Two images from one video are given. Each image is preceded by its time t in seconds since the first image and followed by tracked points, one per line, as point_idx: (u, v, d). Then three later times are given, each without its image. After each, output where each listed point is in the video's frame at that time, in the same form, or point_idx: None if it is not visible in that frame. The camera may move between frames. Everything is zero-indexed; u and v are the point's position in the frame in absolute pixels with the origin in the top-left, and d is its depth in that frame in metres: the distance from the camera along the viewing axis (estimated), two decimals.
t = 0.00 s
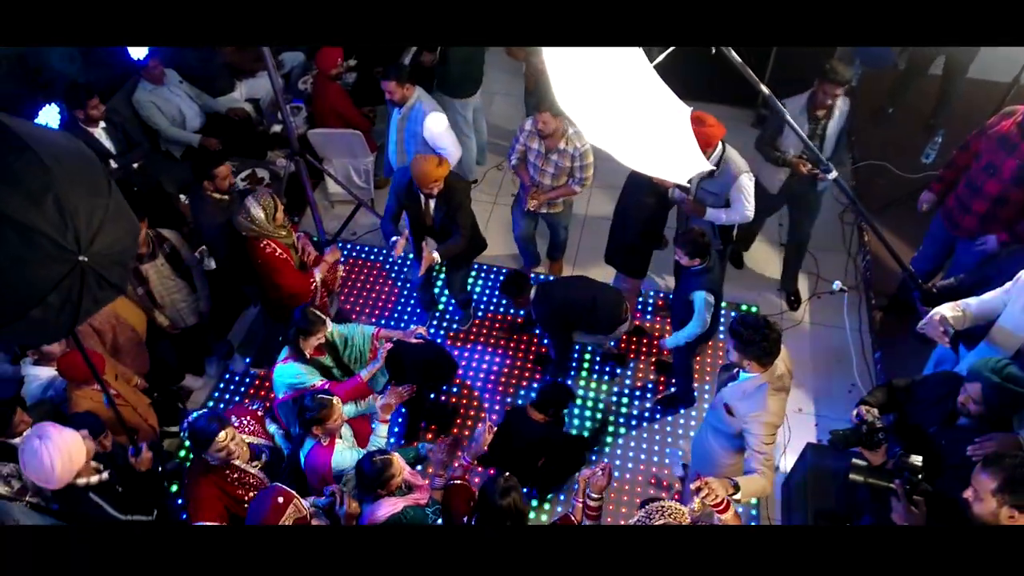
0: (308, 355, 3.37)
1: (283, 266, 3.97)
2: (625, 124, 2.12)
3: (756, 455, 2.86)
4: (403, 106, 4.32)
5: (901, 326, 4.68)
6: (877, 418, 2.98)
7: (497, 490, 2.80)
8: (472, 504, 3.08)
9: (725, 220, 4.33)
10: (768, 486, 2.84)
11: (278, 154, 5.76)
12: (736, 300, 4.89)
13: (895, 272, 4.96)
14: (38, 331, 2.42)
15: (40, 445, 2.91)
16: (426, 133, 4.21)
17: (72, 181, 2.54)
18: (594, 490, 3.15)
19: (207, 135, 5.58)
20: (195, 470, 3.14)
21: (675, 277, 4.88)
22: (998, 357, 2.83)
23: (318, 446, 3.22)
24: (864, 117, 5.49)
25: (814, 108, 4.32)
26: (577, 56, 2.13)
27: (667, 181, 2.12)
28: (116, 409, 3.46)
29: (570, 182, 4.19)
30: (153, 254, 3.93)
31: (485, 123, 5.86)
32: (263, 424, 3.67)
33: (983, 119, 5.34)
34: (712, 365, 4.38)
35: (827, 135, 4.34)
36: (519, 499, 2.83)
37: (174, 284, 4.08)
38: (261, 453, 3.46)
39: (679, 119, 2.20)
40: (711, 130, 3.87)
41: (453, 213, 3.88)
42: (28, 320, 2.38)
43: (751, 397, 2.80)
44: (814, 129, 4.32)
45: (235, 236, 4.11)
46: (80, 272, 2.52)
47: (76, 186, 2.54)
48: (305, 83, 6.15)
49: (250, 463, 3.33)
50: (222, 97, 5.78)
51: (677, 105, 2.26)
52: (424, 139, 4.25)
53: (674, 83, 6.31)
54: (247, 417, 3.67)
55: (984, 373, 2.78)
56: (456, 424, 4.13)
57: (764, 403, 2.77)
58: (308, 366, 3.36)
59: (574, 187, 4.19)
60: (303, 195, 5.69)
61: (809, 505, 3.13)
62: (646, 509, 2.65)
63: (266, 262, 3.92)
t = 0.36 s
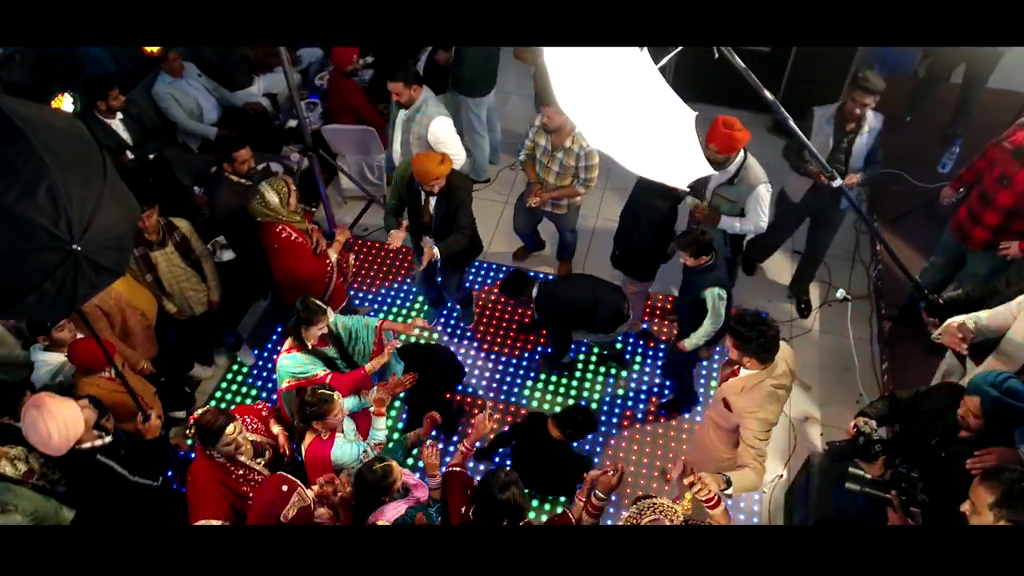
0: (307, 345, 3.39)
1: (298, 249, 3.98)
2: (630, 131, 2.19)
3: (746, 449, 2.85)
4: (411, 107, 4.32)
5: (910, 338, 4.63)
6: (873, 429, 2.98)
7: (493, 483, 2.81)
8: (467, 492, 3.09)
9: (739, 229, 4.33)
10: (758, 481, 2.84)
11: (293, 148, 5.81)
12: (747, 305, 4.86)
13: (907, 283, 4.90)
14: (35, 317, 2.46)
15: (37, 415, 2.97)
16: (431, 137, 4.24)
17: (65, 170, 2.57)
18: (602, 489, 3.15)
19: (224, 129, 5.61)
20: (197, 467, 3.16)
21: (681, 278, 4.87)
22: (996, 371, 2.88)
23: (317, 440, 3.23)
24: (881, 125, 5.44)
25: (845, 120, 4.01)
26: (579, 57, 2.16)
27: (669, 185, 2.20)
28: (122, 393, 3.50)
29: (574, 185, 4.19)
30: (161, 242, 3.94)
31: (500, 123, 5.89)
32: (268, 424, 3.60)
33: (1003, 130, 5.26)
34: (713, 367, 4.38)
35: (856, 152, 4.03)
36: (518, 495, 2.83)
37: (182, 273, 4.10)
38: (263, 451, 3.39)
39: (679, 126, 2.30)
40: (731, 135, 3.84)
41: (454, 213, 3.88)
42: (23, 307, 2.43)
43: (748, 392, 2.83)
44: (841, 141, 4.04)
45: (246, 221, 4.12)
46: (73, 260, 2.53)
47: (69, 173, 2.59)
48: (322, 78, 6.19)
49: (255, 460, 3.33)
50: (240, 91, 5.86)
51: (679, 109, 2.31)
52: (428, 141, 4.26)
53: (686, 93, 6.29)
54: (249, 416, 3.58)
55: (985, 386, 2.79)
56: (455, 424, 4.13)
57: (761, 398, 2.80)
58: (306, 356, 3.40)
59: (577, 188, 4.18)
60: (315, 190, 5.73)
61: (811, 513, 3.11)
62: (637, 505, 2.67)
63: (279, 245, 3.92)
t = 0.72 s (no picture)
0: (314, 338, 3.42)
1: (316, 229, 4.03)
2: (633, 133, 2.25)
3: (742, 444, 2.88)
4: (423, 107, 4.33)
5: (920, 351, 4.58)
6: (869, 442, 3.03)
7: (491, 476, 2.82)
8: (466, 482, 3.10)
9: (755, 238, 4.30)
10: (750, 476, 2.85)
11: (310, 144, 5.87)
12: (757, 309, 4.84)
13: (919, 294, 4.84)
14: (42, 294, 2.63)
15: (53, 382, 3.11)
16: (443, 141, 4.25)
17: (78, 156, 2.53)
18: (596, 494, 3.13)
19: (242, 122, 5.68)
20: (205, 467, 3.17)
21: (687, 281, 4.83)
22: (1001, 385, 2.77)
23: (321, 434, 3.28)
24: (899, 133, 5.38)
25: (866, 133, 3.87)
26: (582, 58, 2.18)
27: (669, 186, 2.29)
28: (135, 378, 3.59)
29: (575, 185, 4.20)
30: (177, 234, 3.98)
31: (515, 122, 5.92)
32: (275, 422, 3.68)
33: None
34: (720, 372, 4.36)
35: (877, 167, 3.93)
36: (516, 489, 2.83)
37: (197, 265, 4.14)
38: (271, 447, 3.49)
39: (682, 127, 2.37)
40: (758, 140, 3.84)
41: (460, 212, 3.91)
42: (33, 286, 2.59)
43: (750, 389, 2.87)
44: (862, 153, 3.90)
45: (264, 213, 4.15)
46: (80, 245, 2.61)
47: (82, 160, 2.55)
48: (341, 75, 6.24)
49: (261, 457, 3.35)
50: (260, 86, 5.93)
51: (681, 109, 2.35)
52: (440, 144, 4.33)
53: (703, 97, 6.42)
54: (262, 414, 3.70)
55: (986, 400, 2.72)
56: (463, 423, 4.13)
57: (760, 395, 2.85)
58: (315, 350, 3.42)
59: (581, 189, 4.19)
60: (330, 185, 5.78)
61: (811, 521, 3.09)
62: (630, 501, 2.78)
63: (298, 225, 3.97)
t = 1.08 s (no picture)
0: (318, 328, 3.41)
1: (338, 211, 4.04)
2: (639, 134, 2.27)
3: (739, 445, 2.88)
4: (437, 108, 4.35)
5: (931, 364, 4.52)
6: (869, 452, 2.93)
7: (483, 470, 2.83)
8: (464, 466, 3.18)
9: (771, 248, 4.21)
10: (745, 477, 2.84)
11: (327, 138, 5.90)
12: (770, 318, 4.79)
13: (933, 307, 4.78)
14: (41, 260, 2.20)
15: (87, 343, 3.22)
16: (458, 140, 4.36)
17: (101, 125, 1.97)
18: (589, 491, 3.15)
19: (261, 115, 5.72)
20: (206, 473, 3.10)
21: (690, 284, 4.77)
22: (1006, 398, 2.70)
23: (326, 429, 3.31)
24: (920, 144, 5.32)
25: (885, 140, 3.82)
26: (590, 58, 2.21)
27: (672, 189, 2.29)
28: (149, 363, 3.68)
29: (576, 185, 4.20)
30: (194, 222, 4.00)
31: (533, 121, 5.93)
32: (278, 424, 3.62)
33: None
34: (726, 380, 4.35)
35: (892, 180, 3.88)
36: (508, 483, 2.85)
37: (214, 256, 4.17)
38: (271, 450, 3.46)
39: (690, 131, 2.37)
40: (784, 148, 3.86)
41: (468, 211, 3.92)
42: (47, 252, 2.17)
43: (749, 391, 2.91)
44: (879, 161, 3.86)
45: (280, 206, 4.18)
46: (96, 217, 2.16)
47: (107, 131, 1.99)
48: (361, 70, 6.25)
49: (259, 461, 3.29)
50: (280, 80, 5.97)
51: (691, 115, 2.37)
52: (455, 144, 4.37)
53: (722, 101, 6.41)
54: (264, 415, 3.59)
55: (988, 413, 2.68)
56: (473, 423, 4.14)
57: (761, 398, 2.86)
58: (323, 341, 3.43)
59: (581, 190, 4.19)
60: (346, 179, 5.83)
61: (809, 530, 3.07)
62: (623, 497, 2.84)
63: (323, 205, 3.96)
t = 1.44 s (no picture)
0: (323, 319, 3.44)
1: (363, 193, 4.07)
2: (646, 135, 2.27)
3: (740, 447, 2.97)
4: (451, 107, 4.35)
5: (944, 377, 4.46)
6: (871, 462, 2.90)
7: (475, 464, 2.99)
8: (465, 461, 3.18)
9: (788, 258, 4.12)
10: (742, 478, 2.91)
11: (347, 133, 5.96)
12: (783, 326, 4.77)
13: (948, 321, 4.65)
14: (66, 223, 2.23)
15: (126, 314, 3.32)
16: (473, 137, 4.38)
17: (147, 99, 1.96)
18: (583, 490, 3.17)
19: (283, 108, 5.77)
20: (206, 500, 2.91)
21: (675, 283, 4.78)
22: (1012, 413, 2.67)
23: (331, 420, 3.33)
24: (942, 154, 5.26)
25: (902, 147, 3.77)
26: (598, 58, 2.21)
27: (680, 193, 2.25)
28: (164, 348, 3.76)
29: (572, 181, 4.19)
30: (213, 214, 4.03)
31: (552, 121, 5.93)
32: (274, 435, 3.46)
33: None
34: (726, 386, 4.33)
35: (907, 190, 3.84)
36: (498, 477, 2.98)
37: (231, 246, 4.20)
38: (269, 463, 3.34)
39: (698, 134, 2.37)
40: (810, 158, 3.76)
41: (475, 206, 3.95)
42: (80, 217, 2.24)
43: (752, 395, 3.01)
44: (895, 169, 3.81)
45: (296, 195, 4.21)
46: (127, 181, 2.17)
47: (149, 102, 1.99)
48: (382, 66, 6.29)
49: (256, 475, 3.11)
50: (303, 74, 6.03)
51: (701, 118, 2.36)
52: (472, 141, 4.40)
53: (743, 106, 6.37)
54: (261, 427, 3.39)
55: (993, 428, 2.63)
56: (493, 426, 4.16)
57: (763, 402, 2.97)
58: (326, 332, 3.47)
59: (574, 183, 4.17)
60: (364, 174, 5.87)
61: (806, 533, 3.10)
62: (617, 494, 2.85)
63: (348, 186, 3.99)
